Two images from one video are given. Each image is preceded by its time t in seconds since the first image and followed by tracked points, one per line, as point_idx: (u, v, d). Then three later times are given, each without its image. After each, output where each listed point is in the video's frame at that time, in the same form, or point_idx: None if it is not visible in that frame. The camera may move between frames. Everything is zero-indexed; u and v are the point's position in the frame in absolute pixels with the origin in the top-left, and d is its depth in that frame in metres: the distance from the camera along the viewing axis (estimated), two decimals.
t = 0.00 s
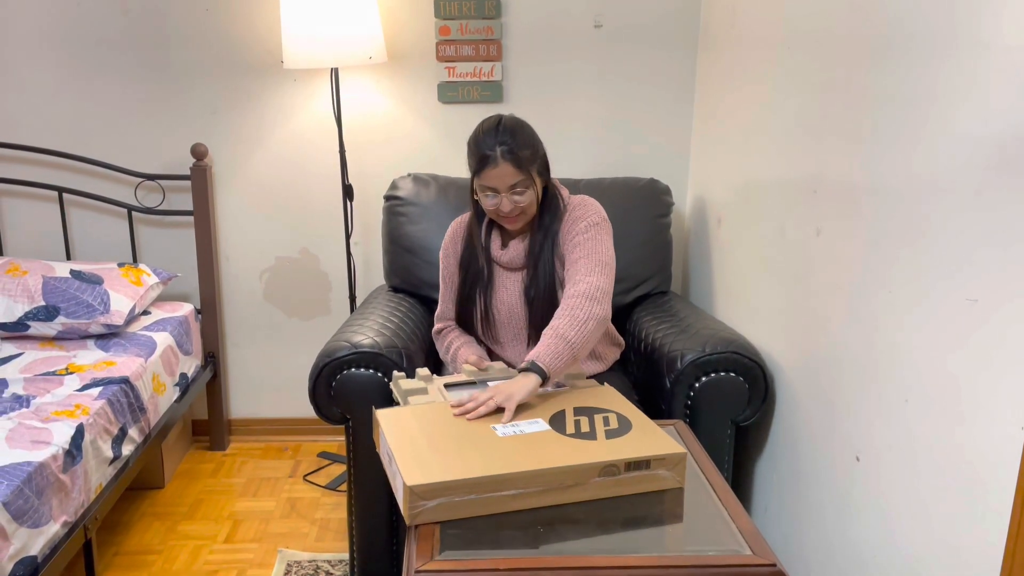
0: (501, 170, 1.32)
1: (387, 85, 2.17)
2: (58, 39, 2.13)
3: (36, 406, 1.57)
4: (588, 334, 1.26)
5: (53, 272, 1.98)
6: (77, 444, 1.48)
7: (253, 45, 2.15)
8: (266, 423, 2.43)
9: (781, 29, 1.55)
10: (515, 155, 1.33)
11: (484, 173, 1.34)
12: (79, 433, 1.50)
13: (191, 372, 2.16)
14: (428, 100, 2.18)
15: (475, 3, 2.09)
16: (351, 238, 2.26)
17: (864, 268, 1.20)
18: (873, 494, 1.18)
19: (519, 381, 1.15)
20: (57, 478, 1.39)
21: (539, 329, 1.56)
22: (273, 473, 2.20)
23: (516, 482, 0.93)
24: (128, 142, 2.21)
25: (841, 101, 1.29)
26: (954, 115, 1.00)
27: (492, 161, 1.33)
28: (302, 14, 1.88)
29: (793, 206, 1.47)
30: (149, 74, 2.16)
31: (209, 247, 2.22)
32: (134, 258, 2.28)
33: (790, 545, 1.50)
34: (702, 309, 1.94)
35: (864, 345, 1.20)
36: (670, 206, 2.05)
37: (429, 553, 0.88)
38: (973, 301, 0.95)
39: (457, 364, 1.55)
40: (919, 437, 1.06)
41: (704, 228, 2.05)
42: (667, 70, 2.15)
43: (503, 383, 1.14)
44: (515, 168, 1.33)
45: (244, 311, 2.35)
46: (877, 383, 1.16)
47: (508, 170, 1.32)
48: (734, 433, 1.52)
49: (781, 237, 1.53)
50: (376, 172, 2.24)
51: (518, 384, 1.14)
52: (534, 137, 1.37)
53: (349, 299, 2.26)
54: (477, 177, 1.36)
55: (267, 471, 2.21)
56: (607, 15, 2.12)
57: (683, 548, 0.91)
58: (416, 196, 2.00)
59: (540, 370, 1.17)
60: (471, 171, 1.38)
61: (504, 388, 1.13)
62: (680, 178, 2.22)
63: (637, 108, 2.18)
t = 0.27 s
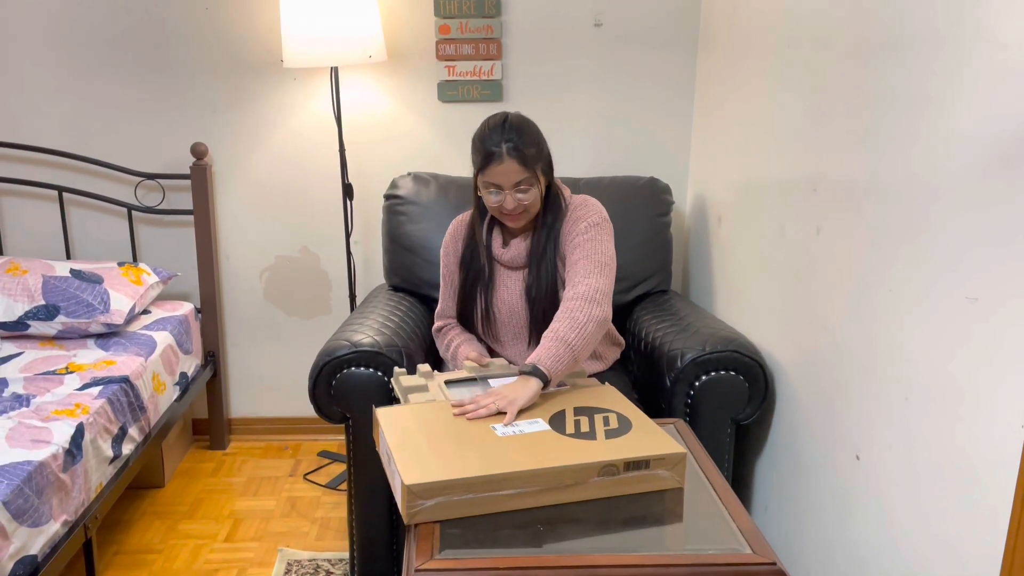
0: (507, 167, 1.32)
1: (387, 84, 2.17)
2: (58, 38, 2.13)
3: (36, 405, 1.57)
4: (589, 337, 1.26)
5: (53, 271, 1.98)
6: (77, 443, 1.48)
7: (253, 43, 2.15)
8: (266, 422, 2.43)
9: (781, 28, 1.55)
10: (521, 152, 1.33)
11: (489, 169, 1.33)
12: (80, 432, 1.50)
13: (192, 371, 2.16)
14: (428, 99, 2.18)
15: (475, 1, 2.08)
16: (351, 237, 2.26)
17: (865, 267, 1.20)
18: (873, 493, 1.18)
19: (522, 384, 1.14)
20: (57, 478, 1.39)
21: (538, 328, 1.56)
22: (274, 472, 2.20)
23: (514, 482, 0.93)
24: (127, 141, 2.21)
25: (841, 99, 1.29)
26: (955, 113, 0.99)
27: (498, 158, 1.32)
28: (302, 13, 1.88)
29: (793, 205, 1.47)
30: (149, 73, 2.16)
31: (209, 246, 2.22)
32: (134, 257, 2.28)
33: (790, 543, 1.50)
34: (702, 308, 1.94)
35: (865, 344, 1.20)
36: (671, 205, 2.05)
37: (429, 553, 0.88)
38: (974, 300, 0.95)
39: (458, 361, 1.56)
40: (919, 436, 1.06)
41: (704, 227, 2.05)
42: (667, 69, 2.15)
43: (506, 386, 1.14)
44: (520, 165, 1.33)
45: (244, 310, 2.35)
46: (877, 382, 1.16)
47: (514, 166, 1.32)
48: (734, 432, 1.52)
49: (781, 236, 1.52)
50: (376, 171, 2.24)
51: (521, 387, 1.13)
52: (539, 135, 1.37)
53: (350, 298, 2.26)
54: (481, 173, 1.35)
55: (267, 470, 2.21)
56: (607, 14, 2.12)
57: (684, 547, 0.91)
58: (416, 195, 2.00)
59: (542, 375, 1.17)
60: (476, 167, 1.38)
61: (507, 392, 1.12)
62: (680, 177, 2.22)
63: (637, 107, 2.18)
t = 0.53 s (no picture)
0: (511, 167, 1.32)
1: (386, 82, 2.17)
2: (57, 38, 2.13)
3: (36, 404, 1.58)
4: (590, 337, 1.27)
5: (53, 270, 1.98)
6: (78, 442, 1.48)
7: (252, 42, 2.15)
8: (266, 421, 2.43)
9: (780, 26, 1.55)
10: (525, 152, 1.33)
11: (493, 168, 1.33)
12: (80, 431, 1.50)
13: (192, 370, 2.16)
14: (427, 98, 2.18)
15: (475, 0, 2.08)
16: (350, 236, 2.26)
17: (865, 265, 1.20)
18: (873, 491, 1.18)
19: (523, 385, 1.14)
20: (57, 476, 1.39)
21: (538, 328, 1.56)
22: (274, 471, 2.20)
23: (516, 481, 0.93)
24: (127, 140, 2.21)
25: (841, 97, 1.29)
26: (954, 111, 0.99)
27: (502, 157, 1.32)
28: (302, 12, 1.88)
29: (792, 204, 1.47)
30: (149, 72, 2.16)
31: (209, 245, 2.22)
32: (134, 257, 2.28)
33: (790, 542, 1.50)
34: (702, 307, 1.94)
35: (865, 343, 1.20)
36: (670, 204, 2.05)
37: (430, 550, 0.89)
38: (974, 299, 0.95)
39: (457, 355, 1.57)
40: (919, 434, 1.06)
41: (704, 226, 2.05)
42: (667, 68, 2.15)
43: (507, 387, 1.14)
44: (524, 166, 1.33)
45: (244, 309, 2.35)
46: (877, 380, 1.16)
47: (518, 167, 1.32)
48: (734, 431, 1.52)
49: (780, 234, 1.53)
50: (376, 170, 2.24)
51: (522, 389, 1.14)
52: (543, 135, 1.37)
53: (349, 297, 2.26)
54: (484, 173, 1.35)
55: (267, 469, 2.22)
56: (606, 13, 2.12)
57: (685, 545, 0.91)
58: (415, 194, 2.00)
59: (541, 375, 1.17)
60: (479, 167, 1.38)
61: (509, 393, 1.12)
62: (680, 176, 2.22)
63: (637, 106, 2.18)
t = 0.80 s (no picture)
0: (512, 167, 1.32)
1: (386, 81, 2.17)
2: (56, 36, 2.13)
3: (35, 403, 1.58)
4: (594, 336, 1.25)
5: (53, 269, 1.98)
6: (78, 440, 1.48)
7: (252, 41, 2.15)
8: (266, 420, 2.43)
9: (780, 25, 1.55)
10: (525, 151, 1.33)
11: (493, 167, 1.33)
12: (80, 430, 1.50)
13: (191, 368, 2.16)
14: (426, 97, 2.18)
15: None
16: (350, 235, 2.26)
17: (864, 263, 1.20)
18: (872, 489, 1.18)
19: (531, 388, 1.11)
20: (57, 475, 1.39)
21: (537, 327, 1.56)
22: (273, 469, 2.20)
23: (495, 487, 0.91)
24: (127, 139, 2.20)
25: (840, 95, 1.29)
26: (954, 110, 1.00)
27: (503, 156, 1.32)
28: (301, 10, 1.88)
29: (792, 202, 1.47)
30: (148, 70, 2.16)
31: (208, 243, 2.22)
32: (133, 255, 2.28)
33: (789, 539, 1.50)
34: (701, 305, 1.94)
35: (864, 341, 1.20)
36: (670, 202, 2.05)
37: (431, 549, 0.89)
38: (973, 296, 0.95)
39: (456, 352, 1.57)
40: (918, 432, 1.06)
41: (703, 224, 2.05)
42: (667, 67, 2.15)
43: (516, 390, 1.12)
44: (525, 165, 1.33)
45: (243, 308, 2.35)
46: (876, 378, 1.17)
47: (519, 166, 1.32)
48: (733, 428, 1.52)
49: (780, 233, 1.53)
50: (375, 168, 2.24)
51: (530, 391, 1.11)
52: (543, 135, 1.38)
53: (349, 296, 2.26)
54: (484, 171, 1.35)
55: (267, 467, 2.22)
56: (606, 12, 2.12)
57: (684, 542, 0.91)
58: (415, 192, 2.00)
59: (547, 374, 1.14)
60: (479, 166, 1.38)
61: (516, 395, 1.10)
62: (679, 174, 2.23)
63: (636, 104, 2.18)
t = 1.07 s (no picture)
0: (513, 163, 1.32)
1: (385, 79, 2.16)
2: (54, 35, 2.13)
3: (35, 401, 1.58)
4: (593, 334, 1.23)
5: (52, 267, 1.98)
6: (77, 439, 1.48)
7: (251, 39, 2.14)
8: (265, 418, 2.43)
9: (779, 23, 1.55)
10: (527, 148, 1.33)
11: (496, 164, 1.33)
12: (79, 429, 1.50)
13: (191, 367, 2.16)
14: (426, 95, 2.18)
15: None
16: (349, 234, 2.26)
17: (864, 261, 1.20)
18: (872, 486, 1.18)
19: (539, 389, 1.10)
20: (56, 474, 1.39)
21: (539, 326, 1.56)
22: (273, 468, 2.20)
23: (467, 490, 0.90)
24: (126, 138, 2.20)
25: (840, 93, 1.29)
26: (953, 108, 1.00)
27: (504, 152, 1.32)
28: (301, 8, 1.88)
29: (791, 200, 1.47)
30: (146, 69, 2.16)
31: (208, 242, 2.22)
32: (132, 254, 2.28)
33: (789, 537, 1.50)
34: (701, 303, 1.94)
35: (863, 339, 1.20)
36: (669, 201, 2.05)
37: (431, 547, 0.89)
38: (973, 294, 0.95)
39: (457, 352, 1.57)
40: (918, 430, 1.06)
41: (703, 222, 2.05)
42: (666, 65, 2.15)
43: (521, 393, 1.10)
44: (528, 161, 1.33)
45: (243, 306, 2.35)
46: (876, 376, 1.17)
47: (522, 162, 1.32)
48: (733, 427, 1.52)
49: (779, 231, 1.53)
50: (375, 167, 2.24)
51: (539, 393, 1.10)
52: (546, 133, 1.38)
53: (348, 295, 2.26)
54: (486, 169, 1.35)
55: (267, 466, 2.22)
56: (605, 10, 2.12)
57: (684, 540, 0.91)
58: (414, 191, 2.00)
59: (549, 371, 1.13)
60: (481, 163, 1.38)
61: (522, 399, 1.08)
62: (678, 173, 2.23)
63: (636, 103, 2.18)
